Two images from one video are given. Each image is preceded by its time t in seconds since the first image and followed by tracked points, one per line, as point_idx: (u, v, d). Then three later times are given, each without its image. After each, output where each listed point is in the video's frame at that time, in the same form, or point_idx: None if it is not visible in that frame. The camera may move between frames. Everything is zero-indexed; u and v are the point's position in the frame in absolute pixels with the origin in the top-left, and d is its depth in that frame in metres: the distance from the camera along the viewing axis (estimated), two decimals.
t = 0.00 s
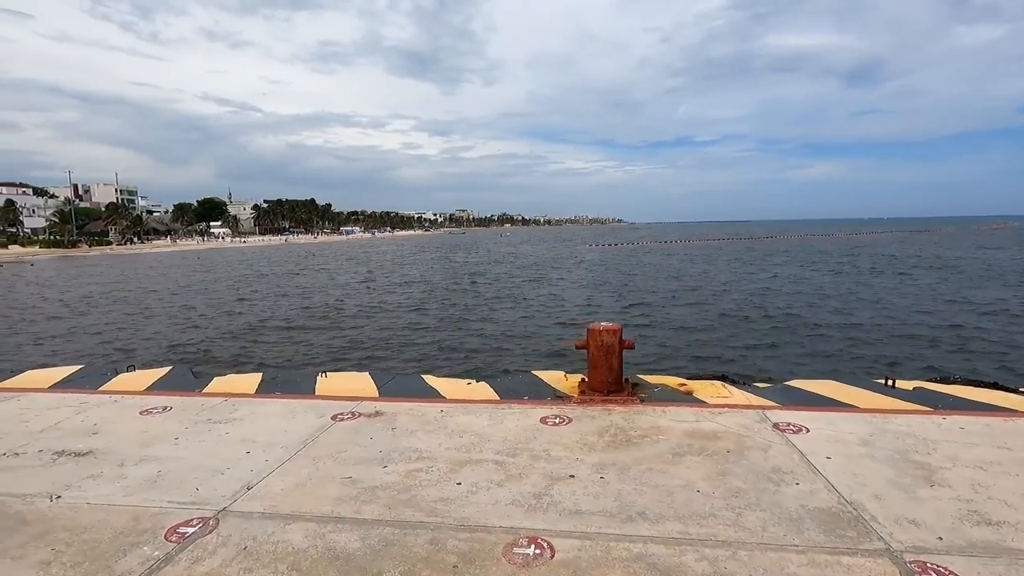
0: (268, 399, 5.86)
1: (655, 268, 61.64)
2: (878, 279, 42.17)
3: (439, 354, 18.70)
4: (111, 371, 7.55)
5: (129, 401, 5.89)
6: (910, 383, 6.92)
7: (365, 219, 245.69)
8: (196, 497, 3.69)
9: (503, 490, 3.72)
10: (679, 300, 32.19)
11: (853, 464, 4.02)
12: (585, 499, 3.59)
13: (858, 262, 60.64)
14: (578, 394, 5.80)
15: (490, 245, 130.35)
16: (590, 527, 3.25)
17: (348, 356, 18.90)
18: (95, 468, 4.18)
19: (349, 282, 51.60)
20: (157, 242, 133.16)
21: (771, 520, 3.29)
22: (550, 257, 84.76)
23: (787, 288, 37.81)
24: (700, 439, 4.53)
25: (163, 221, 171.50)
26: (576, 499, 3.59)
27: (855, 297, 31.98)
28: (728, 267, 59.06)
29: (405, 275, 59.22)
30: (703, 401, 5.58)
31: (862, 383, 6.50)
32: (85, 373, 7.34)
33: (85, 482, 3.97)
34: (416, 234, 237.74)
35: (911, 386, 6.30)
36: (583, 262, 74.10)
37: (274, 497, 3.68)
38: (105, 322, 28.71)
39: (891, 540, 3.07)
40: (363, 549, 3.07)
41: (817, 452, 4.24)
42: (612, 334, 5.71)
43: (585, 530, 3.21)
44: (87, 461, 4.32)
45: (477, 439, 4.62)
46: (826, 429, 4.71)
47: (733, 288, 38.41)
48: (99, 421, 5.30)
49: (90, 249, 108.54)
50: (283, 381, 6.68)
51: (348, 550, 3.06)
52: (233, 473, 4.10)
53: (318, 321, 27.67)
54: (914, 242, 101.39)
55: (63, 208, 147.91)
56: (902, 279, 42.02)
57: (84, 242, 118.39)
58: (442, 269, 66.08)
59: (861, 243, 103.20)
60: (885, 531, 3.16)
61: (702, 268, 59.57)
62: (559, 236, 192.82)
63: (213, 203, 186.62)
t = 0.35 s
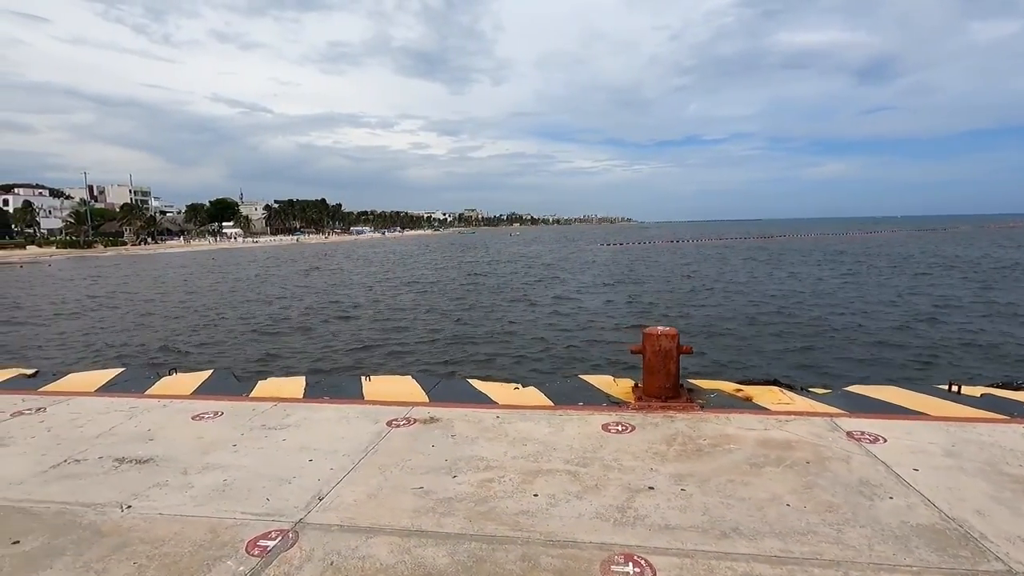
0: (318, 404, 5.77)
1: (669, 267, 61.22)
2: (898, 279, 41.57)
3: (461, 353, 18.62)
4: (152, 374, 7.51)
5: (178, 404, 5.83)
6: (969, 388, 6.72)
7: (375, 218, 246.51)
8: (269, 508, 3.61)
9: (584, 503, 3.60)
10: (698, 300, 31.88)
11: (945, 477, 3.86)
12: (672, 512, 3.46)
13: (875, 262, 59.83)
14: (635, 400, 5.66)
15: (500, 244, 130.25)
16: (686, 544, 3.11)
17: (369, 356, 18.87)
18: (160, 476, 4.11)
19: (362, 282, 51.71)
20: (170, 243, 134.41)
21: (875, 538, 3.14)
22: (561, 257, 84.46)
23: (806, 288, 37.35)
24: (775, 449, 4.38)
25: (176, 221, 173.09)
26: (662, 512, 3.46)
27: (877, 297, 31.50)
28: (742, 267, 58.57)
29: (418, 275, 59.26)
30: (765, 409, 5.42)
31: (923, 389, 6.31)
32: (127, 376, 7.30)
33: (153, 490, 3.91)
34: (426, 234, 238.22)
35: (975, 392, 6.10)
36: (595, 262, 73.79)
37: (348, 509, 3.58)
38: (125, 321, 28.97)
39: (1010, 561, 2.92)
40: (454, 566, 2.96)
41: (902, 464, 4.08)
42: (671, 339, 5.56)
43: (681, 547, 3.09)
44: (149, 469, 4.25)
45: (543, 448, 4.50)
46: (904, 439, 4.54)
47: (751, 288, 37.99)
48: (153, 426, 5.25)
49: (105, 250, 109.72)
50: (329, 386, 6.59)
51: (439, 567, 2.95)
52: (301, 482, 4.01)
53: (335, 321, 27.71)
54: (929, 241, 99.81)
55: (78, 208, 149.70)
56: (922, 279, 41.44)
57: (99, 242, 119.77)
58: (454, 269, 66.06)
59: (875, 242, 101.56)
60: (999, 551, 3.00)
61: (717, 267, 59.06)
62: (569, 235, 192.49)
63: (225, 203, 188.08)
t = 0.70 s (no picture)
0: (373, 403, 5.76)
1: (682, 267, 60.84)
2: (918, 278, 41.04)
3: (484, 352, 18.59)
4: (198, 372, 7.55)
5: (233, 403, 5.85)
6: None
7: (385, 219, 247.38)
8: (351, 507, 3.60)
9: (669, 503, 3.55)
10: (716, 300, 31.65)
11: None
12: (763, 514, 3.40)
13: (893, 261, 59.09)
14: (693, 399, 5.59)
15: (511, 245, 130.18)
16: (785, 547, 3.06)
17: (392, 355, 18.90)
18: (235, 474, 4.12)
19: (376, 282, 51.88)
20: (184, 244, 135.64)
21: (980, 541, 3.07)
22: (572, 257, 84.24)
23: (825, 288, 36.95)
24: (850, 450, 4.31)
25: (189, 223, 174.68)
26: (751, 513, 3.41)
27: (899, 297, 31.09)
28: (756, 266, 58.14)
29: (431, 275, 59.43)
30: (828, 408, 5.34)
31: (982, 389, 6.18)
32: (174, 375, 7.34)
33: (231, 487, 3.91)
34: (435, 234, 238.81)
35: None
36: (607, 262, 73.53)
37: (430, 507, 3.55)
38: (146, 321, 29.26)
39: None
40: (553, 566, 2.92)
41: (986, 466, 3.98)
42: (729, 338, 5.48)
43: (781, 550, 3.03)
44: (221, 467, 4.26)
45: (613, 448, 4.45)
46: (981, 441, 4.43)
47: (769, 288, 37.66)
48: (214, 424, 5.26)
49: (120, 251, 111.02)
50: (377, 385, 6.59)
51: (538, 567, 2.91)
52: (375, 481, 3.99)
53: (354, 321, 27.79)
54: (947, 240, 98.41)
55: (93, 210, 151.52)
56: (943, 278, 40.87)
57: (114, 244, 121.11)
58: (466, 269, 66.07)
59: (892, 241, 100.26)
60: None
61: (731, 267, 58.59)
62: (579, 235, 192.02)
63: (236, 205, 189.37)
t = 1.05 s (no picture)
0: (425, 402, 5.67)
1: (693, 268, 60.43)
2: (936, 278, 40.58)
3: (506, 351, 18.50)
4: (237, 371, 7.49)
5: (282, 402, 5.78)
6: None
7: (392, 220, 247.81)
8: (430, 509, 3.50)
9: (759, 507, 3.43)
10: (733, 300, 31.40)
11: None
12: (861, 518, 3.27)
13: (909, 261, 58.48)
14: (753, 399, 5.46)
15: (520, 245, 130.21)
16: (895, 553, 2.93)
17: (412, 354, 18.82)
18: (302, 474, 4.03)
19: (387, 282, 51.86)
20: (193, 245, 136.47)
21: None
22: (582, 257, 83.90)
23: (842, 288, 36.60)
24: (932, 452, 4.18)
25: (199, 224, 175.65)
26: (850, 517, 3.28)
27: (920, 297, 30.73)
28: (769, 267, 57.64)
29: (441, 275, 59.36)
30: (895, 409, 5.20)
31: None
32: (215, 373, 7.28)
33: (302, 488, 3.83)
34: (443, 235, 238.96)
35: None
36: (617, 262, 73.24)
37: (512, 509, 3.46)
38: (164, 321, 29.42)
39: None
40: (656, 572, 2.82)
41: None
42: (791, 337, 5.35)
43: (891, 556, 2.90)
44: (286, 467, 4.18)
45: (684, 449, 4.33)
46: None
47: (785, 288, 37.35)
48: (267, 423, 5.19)
49: (131, 251, 111.79)
50: (423, 385, 6.50)
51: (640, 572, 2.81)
52: (447, 482, 3.89)
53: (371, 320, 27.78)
54: (962, 241, 97.37)
55: (104, 211, 152.68)
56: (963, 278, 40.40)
57: (125, 245, 121.95)
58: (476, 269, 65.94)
59: (906, 241, 99.42)
60: None
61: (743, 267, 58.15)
62: (587, 235, 191.84)
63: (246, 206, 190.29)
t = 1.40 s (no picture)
0: (477, 406, 5.61)
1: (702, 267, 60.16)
2: (953, 277, 40.11)
3: (524, 351, 18.38)
4: (278, 374, 7.43)
5: (332, 406, 5.73)
6: None
7: (397, 219, 247.88)
8: (512, 518, 3.44)
9: (850, 517, 3.36)
10: (748, 300, 31.17)
11: None
12: (960, 529, 3.19)
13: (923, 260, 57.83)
14: (813, 404, 5.38)
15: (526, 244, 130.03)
16: (1007, 568, 2.84)
17: (429, 353, 18.72)
18: (371, 481, 3.97)
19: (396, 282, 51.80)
20: (200, 245, 136.80)
21: None
22: (589, 257, 83.53)
23: (857, 287, 36.27)
24: (1013, 459, 4.08)
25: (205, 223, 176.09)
26: (949, 529, 3.19)
27: (937, 297, 30.40)
28: (779, 266, 57.32)
29: (449, 275, 59.27)
30: (961, 414, 5.10)
31: None
32: (255, 376, 7.23)
33: (375, 495, 3.78)
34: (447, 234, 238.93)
35: None
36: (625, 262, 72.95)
37: (597, 519, 3.39)
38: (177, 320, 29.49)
39: None
40: None
41: None
42: (853, 340, 5.25)
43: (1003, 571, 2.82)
44: (354, 474, 4.12)
45: (756, 455, 4.25)
46: None
47: (799, 287, 37.04)
48: (322, 427, 5.14)
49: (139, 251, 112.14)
50: (468, 388, 6.43)
51: None
52: (522, 490, 3.82)
53: (385, 319, 27.70)
54: (975, 239, 96.28)
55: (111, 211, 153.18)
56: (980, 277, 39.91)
57: (132, 244, 122.29)
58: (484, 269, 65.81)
59: (916, 240, 98.19)
60: None
61: (753, 266, 57.85)
62: (593, 234, 191.31)
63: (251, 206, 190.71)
